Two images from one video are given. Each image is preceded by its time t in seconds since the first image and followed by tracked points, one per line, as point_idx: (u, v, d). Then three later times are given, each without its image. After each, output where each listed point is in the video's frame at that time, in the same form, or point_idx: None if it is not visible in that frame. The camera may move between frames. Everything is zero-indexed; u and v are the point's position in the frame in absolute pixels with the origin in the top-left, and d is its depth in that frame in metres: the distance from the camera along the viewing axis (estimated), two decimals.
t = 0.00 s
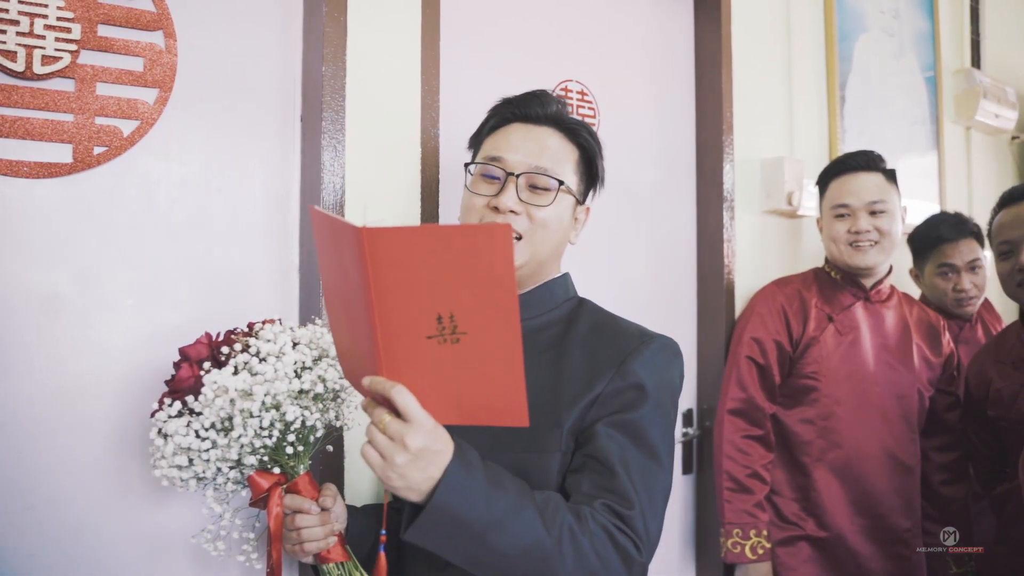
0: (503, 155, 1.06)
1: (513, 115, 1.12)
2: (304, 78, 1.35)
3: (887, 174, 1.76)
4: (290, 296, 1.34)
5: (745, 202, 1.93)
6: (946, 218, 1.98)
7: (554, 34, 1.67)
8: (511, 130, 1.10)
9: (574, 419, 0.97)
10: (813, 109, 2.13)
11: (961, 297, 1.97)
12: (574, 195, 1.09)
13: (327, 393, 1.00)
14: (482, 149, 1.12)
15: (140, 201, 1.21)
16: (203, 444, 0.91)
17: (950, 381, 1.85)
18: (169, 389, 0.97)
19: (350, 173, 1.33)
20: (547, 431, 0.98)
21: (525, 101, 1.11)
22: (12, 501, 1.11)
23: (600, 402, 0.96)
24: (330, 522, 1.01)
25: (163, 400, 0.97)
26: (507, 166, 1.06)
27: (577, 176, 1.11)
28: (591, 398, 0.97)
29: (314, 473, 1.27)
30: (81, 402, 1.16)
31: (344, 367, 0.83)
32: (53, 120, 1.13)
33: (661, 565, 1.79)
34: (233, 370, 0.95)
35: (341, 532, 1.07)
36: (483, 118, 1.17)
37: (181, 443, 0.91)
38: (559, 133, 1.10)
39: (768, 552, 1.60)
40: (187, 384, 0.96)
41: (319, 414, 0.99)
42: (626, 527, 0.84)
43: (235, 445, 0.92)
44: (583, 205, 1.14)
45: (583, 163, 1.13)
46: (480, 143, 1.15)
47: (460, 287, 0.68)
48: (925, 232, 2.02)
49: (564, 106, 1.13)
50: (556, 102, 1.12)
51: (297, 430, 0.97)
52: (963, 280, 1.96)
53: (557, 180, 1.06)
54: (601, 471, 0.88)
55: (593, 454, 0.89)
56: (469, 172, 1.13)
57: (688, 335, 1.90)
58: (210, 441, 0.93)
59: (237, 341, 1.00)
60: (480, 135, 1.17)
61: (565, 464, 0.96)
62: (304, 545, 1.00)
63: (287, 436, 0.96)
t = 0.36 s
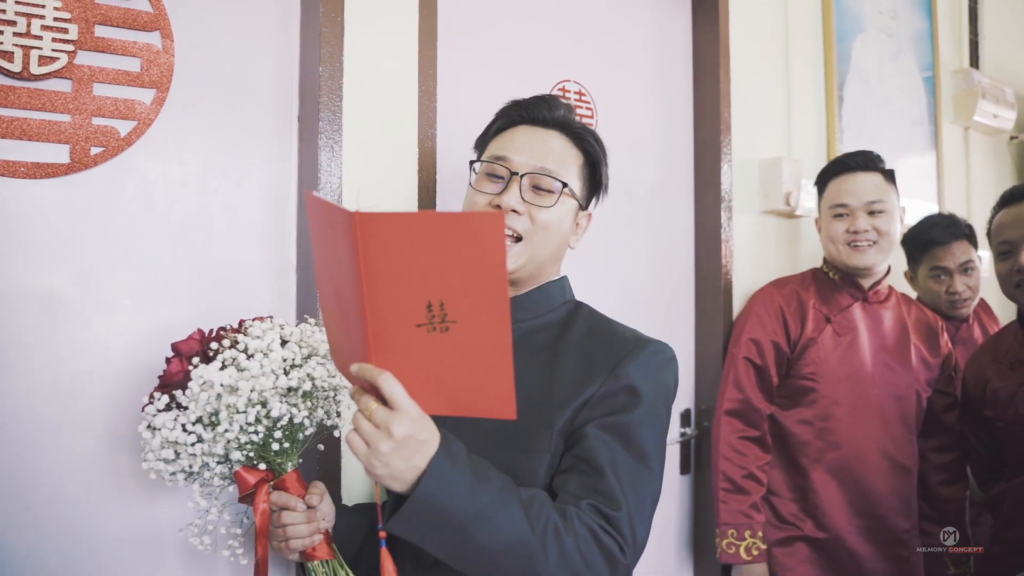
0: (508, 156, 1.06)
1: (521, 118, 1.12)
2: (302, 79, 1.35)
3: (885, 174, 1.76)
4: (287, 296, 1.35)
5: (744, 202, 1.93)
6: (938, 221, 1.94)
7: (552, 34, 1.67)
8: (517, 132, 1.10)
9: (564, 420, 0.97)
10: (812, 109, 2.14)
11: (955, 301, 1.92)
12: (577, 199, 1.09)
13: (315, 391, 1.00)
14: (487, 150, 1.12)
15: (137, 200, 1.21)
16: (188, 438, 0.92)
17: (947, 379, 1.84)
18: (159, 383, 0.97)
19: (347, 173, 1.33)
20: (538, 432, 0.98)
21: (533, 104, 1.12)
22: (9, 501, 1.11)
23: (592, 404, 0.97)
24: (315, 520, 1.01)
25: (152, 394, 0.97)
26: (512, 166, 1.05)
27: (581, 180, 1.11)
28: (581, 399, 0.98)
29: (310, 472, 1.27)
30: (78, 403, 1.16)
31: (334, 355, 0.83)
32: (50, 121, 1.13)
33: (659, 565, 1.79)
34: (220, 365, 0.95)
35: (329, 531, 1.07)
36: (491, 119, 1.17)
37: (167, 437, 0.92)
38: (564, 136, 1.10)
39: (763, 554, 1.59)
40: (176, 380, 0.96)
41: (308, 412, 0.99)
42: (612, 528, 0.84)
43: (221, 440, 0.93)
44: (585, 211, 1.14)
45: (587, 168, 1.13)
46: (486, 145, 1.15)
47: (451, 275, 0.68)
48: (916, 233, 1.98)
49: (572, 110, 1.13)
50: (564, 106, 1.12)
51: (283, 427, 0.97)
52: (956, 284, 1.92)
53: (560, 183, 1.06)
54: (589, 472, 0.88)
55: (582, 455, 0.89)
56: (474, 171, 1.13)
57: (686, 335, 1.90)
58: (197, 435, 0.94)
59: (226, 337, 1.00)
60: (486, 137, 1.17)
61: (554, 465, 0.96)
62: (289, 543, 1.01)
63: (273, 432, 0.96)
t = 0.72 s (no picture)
0: (499, 156, 1.06)
1: (511, 116, 1.11)
2: (299, 78, 1.35)
3: (884, 174, 1.77)
4: (284, 296, 1.35)
5: (742, 202, 1.93)
6: (942, 222, 2.00)
7: (550, 34, 1.67)
8: (509, 131, 1.09)
9: (557, 420, 0.97)
10: (811, 109, 2.14)
11: (958, 299, 1.99)
12: (570, 198, 1.09)
13: (307, 394, 1.00)
14: (479, 151, 1.11)
15: (134, 200, 1.21)
16: (180, 442, 0.92)
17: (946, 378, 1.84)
18: (150, 386, 0.97)
19: (345, 173, 1.33)
20: (531, 432, 0.98)
21: (524, 103, 1.11)
22: (5, 501, 1.11)
23: (586, 404, 0.96)
24: (308, 522, 1.01)
25: (145, 396, 0.98)
26: (504, 166, 1.05)
27: (574, 179, 1.11)
28: (575, 399, 0.98)
29: (308, 472, 1.28)
30: (75, 403, 1.16)
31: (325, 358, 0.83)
32: (47, 121, 1.13)
33: (658, 565, 1.79)
34: (211, 368, 0.95)
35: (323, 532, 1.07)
36: (482, 118, 1.17)
37: (159, 441, 0.92)
38: (556, 135, 1.10)
39: (763, 551, 1.59)
40: (168, 382, 0.96)
41: (300, 414, 1.00)
42: (603, 530, 0.84)
43: (212, 443, 0.93)
44: (578, 209, 1.14)
45: (580, 166, 1.13)
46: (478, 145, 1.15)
47: (438, 278, 0.68)
48: (921, 233, 2.04)
49: (564, 109, 1.13)
50: (555, 105, 1.12)
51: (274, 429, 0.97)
52: (961, 282, 1.99)
53: (551, 183, 1.06)
54: (582, 472, 0.88)
55: (577, 456, 0.89)
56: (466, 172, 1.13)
57: (684, 335, 1.90)
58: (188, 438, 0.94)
59: (217, 339, 1.00)
60: (478, 135, 1.17)
61: (546, 467, 0.96)
62: (281, 544, 1.01)
63: (264, 435, 0.96)
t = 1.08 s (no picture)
0: (488, 165, 1.05)
1: (496, 119, 1.12)
2: (298, 79, 1.36)
3: (883, 174, 1.77)
4: (283, 296, 1.35)
5: (741, 203, 1.93)
6: (942, 220, 2.02)
7: (550, 34, 1.67)
8: (496, 135, 1.09)
9: (560, 421, 0.97)
10: (810, 109, 2.14)
11: (962, 297, 2.00)
12: (563, 199, 1.08)
13: (306, 396, 1.00)
14: (466, 159, 1.11)
15: (134, 201, 1.21)
16: (178, 444, 0.93)
17: (946, 378, 1.83)
18: (149, 388, 0.97)
19: (344, 174, 1.33)
20: (533, 433, 0.98)
21: (508, 104, 1.11)
22: (4, 501, 1.11)
23: (589, 404, 0.96)
24: (305, 524, 1.01)
25: (144, 398, 0.98)
26: (494, 176, 1.05)
27: (565, 177, 1.10)
28: (578, 400, 0.98)
29: (306, 473, 1.28)
30: (75, 403, 1.16)
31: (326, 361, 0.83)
32: (46, 122, 1.13)
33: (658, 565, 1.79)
34: (209, 371, 0.95)
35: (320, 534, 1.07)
36: (468, 122, 1.17)
37: (157, 443, 0.92)
38: (544, 135, 1.09)
39: (761, 552, 1.60)
40: (166, 384, 0.96)
41: (298, 417, 1.00)
42: (608, 528, 0.84)
43: (210, 446, 0.93)
44: (573, 203, 1.14)
45: (571, 163, 1.12)
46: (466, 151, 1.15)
47: (439, 280, 0.68)
48: (922, 232, 2.05)
49: (549, 106, 1.12)
50: (539, 104, 1.12)
51: (273, 432, 0.97)
52: (964, 281, 2.00)
53: (543, 188, 1.05)
54: (585, 472, 0.88)
55: (580, 456, 0.89)
56: (456, 183, 1.12)
57: (684, 335, 1.90)
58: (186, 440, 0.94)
59: (216, 342, 1.00)
60: (465, 140, 1.17)
61: (549, 467, 0.96)
62: (278, 546, 1.01)
63: (262, 438, 0.96)
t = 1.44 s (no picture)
0: (476, 173, 1.06)
1: (480, 123, 1.11)
2: (297, 78, 1.35)
3: (884, 173, 1.77)
4: (283, 295, 1.34)
5: (741, 202, 1.93)
6: (945, 217, 2.03)
7: (549, 32, 1.66)
8: (481, 139, 1.08)
9: (567, 423, 0.97)
10: (810, 108, 2.13)
11: (973, 292, 2.00)
12: (557, 198, 1.08)
13: (307, 396, 1.00)
14: (454, 168, 1.11)
15: (133, 200, 1.21)
16: (178, 442, 0.92)
17: (945, 378, 1.85)
18: (150, 385, 0.97)
19: (343, 173, 1.32)
20: (540, 434, 0.97)
21: (488, 106, 1.11)
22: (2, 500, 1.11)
23: (597, 407, 0.96)
24: (305, 524, 1.01)
25: (144, 395, 0.97)
26: (484, 184, 1.05)
27: (556, 173, 1.10)
28: (586, 402, 0.97)
29: (304, 471, 1.27)
30: (73, 403, 1.16)
31: (335, 368, 0.82)
32: (43, 120, 1.13)
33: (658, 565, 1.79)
34: (210, 369, 0.95)
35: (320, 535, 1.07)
36: (453, 128, 1.17)
37: (157, 441, 0.92)
38: (529, 134, 1.09)
39: (764, 552, 1.59)
40: (167, 382, 0.96)
41: (299, 416, 0.99)
42: (616, 531, 0.83)
43: (210, 444, 0.93)
44: (569, 195, 1.13)
45: (562, 158, 1.11)
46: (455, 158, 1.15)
47: (454, 287, 0.68)
48: (927, 232, 2.05)
49: (530, 103, 1.11)
50: (520, 101, 1.11)
51: (273, 432, 0.97)
52: (974, 276, 2.00)
53: (535, 190, 1.05)
54: (594, 475, 0.87)
55: (588, 459, 0.89)
56: (446, 194, 1.12)
57: (684, 334, 1.89)
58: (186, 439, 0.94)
59: (218, 340, 0.99)
60: (452, 146, 1.16)
61: (556, 469, 0.96)
62: (277, 546, 1.00)
63: (262, 438, 0.96)
